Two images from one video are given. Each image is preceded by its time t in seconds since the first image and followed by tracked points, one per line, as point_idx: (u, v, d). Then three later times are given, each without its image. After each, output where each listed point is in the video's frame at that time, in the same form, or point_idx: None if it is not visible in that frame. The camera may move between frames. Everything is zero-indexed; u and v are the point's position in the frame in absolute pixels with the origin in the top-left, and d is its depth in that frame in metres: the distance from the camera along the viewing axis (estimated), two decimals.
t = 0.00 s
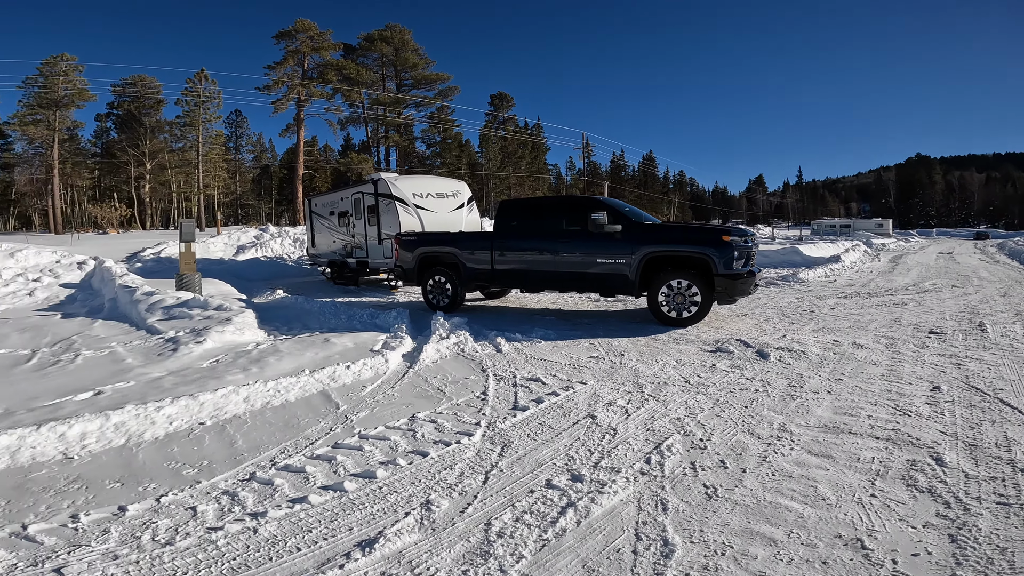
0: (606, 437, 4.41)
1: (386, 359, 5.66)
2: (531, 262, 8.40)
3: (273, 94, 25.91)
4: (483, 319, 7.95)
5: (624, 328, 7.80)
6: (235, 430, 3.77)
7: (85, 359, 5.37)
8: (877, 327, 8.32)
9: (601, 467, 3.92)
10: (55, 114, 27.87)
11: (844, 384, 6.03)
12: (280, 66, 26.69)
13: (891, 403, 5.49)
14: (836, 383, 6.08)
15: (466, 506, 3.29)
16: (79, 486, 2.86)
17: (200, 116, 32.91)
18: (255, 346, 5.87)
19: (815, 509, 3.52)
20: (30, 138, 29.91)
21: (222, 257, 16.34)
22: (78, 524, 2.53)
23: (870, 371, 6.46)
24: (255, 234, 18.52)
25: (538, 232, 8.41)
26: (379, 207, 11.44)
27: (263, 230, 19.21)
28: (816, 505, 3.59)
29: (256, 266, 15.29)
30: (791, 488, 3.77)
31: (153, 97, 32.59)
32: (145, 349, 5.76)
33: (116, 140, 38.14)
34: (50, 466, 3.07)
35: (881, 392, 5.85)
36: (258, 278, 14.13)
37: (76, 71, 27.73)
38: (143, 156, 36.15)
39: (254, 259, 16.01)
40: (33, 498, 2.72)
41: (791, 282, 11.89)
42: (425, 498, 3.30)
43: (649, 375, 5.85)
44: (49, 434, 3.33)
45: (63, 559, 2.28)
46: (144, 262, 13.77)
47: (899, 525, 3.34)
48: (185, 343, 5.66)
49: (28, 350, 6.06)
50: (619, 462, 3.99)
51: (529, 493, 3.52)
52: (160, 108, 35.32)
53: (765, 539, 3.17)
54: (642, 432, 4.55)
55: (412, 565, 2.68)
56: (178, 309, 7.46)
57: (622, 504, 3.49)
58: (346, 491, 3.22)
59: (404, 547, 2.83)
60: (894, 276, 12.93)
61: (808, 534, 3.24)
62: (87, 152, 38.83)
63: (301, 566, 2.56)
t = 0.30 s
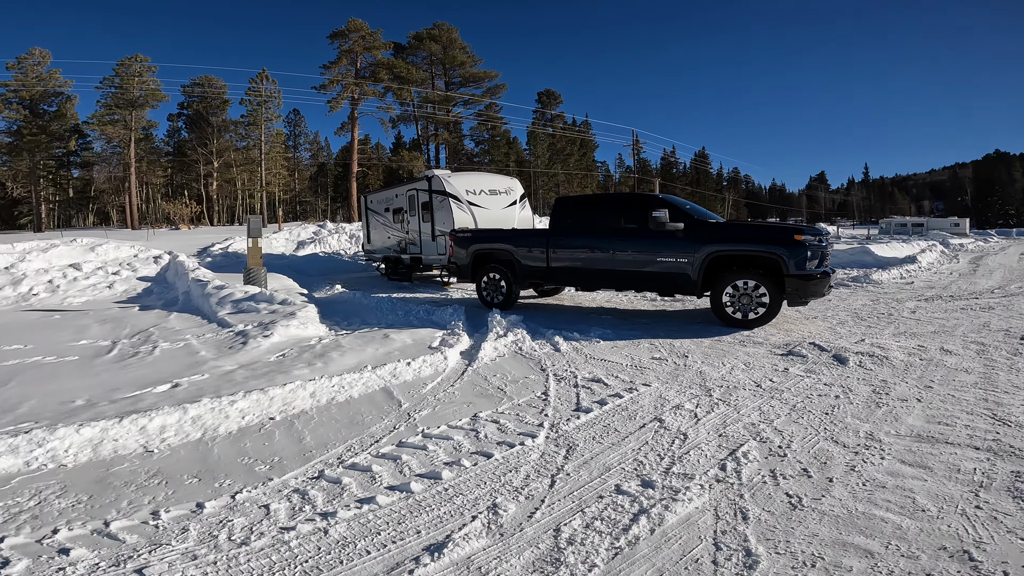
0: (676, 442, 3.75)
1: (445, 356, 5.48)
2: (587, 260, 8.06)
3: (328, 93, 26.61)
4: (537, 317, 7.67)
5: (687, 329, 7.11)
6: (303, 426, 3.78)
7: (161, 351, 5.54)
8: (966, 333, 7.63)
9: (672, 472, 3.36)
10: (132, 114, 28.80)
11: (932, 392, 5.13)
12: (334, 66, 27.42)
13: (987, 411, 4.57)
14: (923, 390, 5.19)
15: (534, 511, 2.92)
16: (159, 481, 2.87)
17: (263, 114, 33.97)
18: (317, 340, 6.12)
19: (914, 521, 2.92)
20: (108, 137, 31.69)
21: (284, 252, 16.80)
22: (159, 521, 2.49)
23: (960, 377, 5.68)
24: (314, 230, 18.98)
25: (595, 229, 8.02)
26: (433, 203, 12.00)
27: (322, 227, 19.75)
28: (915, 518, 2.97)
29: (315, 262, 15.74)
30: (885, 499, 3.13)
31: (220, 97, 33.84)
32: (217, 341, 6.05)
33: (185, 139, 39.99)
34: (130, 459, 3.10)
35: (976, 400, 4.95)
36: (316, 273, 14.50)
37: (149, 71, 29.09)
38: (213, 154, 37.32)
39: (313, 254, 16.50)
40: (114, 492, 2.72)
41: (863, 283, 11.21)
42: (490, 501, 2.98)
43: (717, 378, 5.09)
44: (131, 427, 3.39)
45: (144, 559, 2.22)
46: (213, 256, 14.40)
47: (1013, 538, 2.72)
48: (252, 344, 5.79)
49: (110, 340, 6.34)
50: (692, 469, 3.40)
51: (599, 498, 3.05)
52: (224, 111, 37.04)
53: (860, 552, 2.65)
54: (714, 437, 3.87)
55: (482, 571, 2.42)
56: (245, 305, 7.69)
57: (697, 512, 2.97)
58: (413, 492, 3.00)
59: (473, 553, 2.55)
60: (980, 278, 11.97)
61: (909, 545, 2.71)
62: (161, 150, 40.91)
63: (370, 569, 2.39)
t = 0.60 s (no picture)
0: (732, 445, 3.61)
1: (486, 355, 5.39)
2: (624, 258, 7.88)
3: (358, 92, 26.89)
4: (574, 314, 7.53)
5: (731, 329, 6.88)
6: (349, 424, 3.75)
7: (205, 348, 5.63)
8: None
9: (732, 475, 3.22)
10: (170, 113, 29.55)
11: (1000, 396, 4.83)
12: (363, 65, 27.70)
13: None
14: (990, 394, 4.89)
15: (591, 514, 2.81)
16: (213, 480, 2.86)
17: (296, 112, 34.53)
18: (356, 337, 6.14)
19: (998, 526, 2.73)
20: (148, 135, 32.64)
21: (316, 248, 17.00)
22: (216, 521, 2.47)
23: None
24: (346, 228, 19.16)
25: (632, 227, 7.84)
26: (465, 201, 11.97)
27: (353, 225, 19.93)
28: (998, 522, 2.77)
29: (346, 259, 15.89)
30: (963, 503, 2.95)
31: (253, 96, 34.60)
32: (259, 337, 6.14)
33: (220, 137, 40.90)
34: (183, 456, 3.11)
35: None
36: (348, 270, 14.63)
37: (187, 71, 29.82)
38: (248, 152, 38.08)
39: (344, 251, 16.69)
40: (170, 490, 2.70)
41: (909, 285, 10.80)
42: (545, 503, 2.88)
43: (767, 380, 4.89)
44: (182, 423, 3.40)
45: (205, 562, 2.19)
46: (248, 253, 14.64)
47: None
48: (293, 341, 5.82)
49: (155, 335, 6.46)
50: (752, 472, 3.26)
51: (658, 502, 2.93)
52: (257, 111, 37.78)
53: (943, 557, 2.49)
54: (772, 439, 3.72)
55: None
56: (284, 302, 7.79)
57: (764, 516, 2.83)
58: (465, 494, 2.92)
59: (532, 558, 2.47)
60: None
61: (997, 551, 2.53)
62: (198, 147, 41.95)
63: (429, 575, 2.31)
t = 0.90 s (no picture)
0: (787, 452, 3.45)
1: (521, 357, 5.28)
2: (657, 260, 7.71)
3: (378, 93, 27.04)
4: (606, 316, 7.38)
5: (770, 332, 6.67)
6: (390, 429, 3.67)
7: (240, 349, 5.64)
8: None
9: (792, 483, 3.07)
10: (197, 113, 30.00)
11: None
12: (384, 65, 27.85)
13: None
14: None
15: (649, 523, 2.68)
16: (260, 487, 2.81)
17: (318, 112, 34.83)
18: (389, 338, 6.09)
19: None
20: (175, 135, 33.21)
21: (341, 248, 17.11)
22: (268, 531, 2.41)
23: None
24: (369, 227, 19.25)
25: (665, 228, 7.68)
26: (491, 201, 11.90)
27: (375, 225, 20.01)
28: None
29: (370, 258, 15.94)
30: None
31: (277, 96, 34.98)
32: (292, 338, 6.14)
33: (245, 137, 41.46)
34: (229, 462, 3.07)
35: None
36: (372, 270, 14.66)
37: (213, 71, 30.23)
38: (272, 151, 38.52)
39: (368, 251, 16.75)
40: (219, 498, 2.65)
41: (948, 289, 10.46)
42: (599, 512, 2.75)
43: (815, 387, 4.72)
44: (226, 427, 3.36)
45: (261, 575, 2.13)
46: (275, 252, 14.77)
47: None
48: (327, 342, 5.79)
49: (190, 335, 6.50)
50: (813, 480, 3.11)
51: (718, 511, 2.79)
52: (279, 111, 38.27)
53: None
54: (828, 447, 3.56)
55: None
56: (314, 304, 7.79)
57: (832, 525, 2.68)
58: (516, 503, 2.81)
59: (592, 570, 2.35)
60: None
61: None
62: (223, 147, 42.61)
63: None
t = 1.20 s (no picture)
0: (841, 457, 3.29)
1: (552, 358, 5.15)
2: (687, 261, 7.53)
3: (397, 93, 27.15)
4: (635, 316, 7.22)
5: (806, 334, 6.45)
6: (425, 431, 3.58)
7: (268, 349, 5.61)
8: None
9: (850, 488, 2.91)
10: (220, 113, 30.35)
11: None
12: (401, 65, 27.97)
13: None
14: None
15: (702, 530, 2.55)
16: (298, 491, 2.73)
17: (337, 112, 35.06)
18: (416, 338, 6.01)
19: None
20: (198, 135, 33.68)
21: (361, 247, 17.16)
22: (309, 539, 2.33)
23: None
24: (389, 228, 19.30)
25: (694, 229, 7.52)
26: (513, 200, 11.81)
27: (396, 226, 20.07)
28: None
29: (391, 258, 15.96)
30: None
31: (296, 96, 35.27)
32: (319, 338, 6.12)
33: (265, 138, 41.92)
34: (265, 465, 3.00)
35: None
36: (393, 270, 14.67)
37: (234, 71, 30.54)
38: (292, 152, 38.87)
39: (389, 251, 16.78)
40: (258, 503, 2.58)
41: (986, 291, 10.10)
42: (648, 519, 2.62)
43: (860, 390, 4.53)
44: (261, 428, 3.30)
45: None
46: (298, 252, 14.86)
47: None
48: (354, 342, 5.73)
49: (218, 335, 6.50)
50: (872, 485, 2.95)
51: (774, 516, 2.64)
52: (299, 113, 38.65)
53: None
54: (883, 452, 3.39)
55: None
56: (339, 304, 7.75)
57: (898, 530, 2.53)
58: (560, 509, 2.69)
59: None
60: None
61: None
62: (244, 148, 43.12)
63: None
